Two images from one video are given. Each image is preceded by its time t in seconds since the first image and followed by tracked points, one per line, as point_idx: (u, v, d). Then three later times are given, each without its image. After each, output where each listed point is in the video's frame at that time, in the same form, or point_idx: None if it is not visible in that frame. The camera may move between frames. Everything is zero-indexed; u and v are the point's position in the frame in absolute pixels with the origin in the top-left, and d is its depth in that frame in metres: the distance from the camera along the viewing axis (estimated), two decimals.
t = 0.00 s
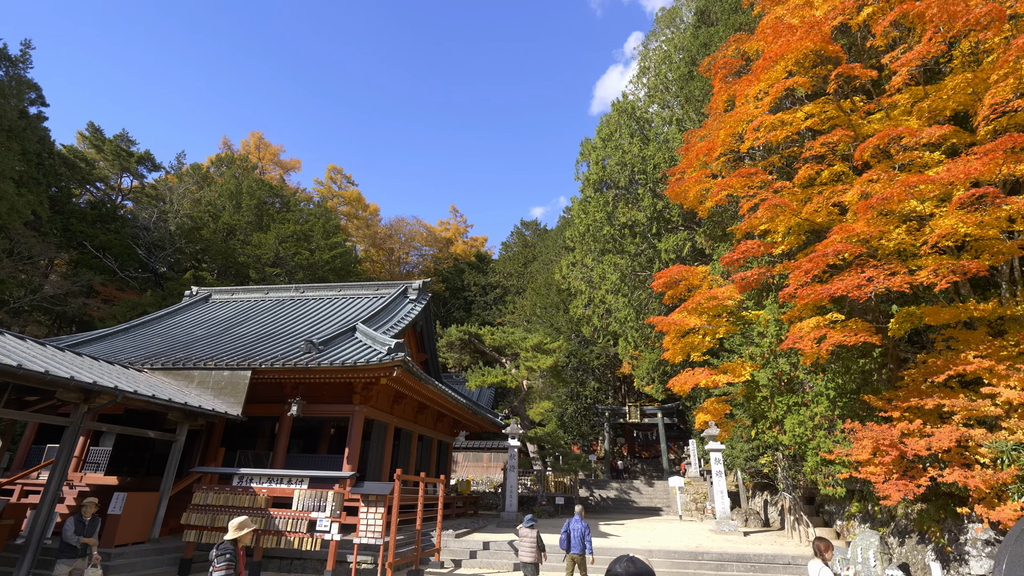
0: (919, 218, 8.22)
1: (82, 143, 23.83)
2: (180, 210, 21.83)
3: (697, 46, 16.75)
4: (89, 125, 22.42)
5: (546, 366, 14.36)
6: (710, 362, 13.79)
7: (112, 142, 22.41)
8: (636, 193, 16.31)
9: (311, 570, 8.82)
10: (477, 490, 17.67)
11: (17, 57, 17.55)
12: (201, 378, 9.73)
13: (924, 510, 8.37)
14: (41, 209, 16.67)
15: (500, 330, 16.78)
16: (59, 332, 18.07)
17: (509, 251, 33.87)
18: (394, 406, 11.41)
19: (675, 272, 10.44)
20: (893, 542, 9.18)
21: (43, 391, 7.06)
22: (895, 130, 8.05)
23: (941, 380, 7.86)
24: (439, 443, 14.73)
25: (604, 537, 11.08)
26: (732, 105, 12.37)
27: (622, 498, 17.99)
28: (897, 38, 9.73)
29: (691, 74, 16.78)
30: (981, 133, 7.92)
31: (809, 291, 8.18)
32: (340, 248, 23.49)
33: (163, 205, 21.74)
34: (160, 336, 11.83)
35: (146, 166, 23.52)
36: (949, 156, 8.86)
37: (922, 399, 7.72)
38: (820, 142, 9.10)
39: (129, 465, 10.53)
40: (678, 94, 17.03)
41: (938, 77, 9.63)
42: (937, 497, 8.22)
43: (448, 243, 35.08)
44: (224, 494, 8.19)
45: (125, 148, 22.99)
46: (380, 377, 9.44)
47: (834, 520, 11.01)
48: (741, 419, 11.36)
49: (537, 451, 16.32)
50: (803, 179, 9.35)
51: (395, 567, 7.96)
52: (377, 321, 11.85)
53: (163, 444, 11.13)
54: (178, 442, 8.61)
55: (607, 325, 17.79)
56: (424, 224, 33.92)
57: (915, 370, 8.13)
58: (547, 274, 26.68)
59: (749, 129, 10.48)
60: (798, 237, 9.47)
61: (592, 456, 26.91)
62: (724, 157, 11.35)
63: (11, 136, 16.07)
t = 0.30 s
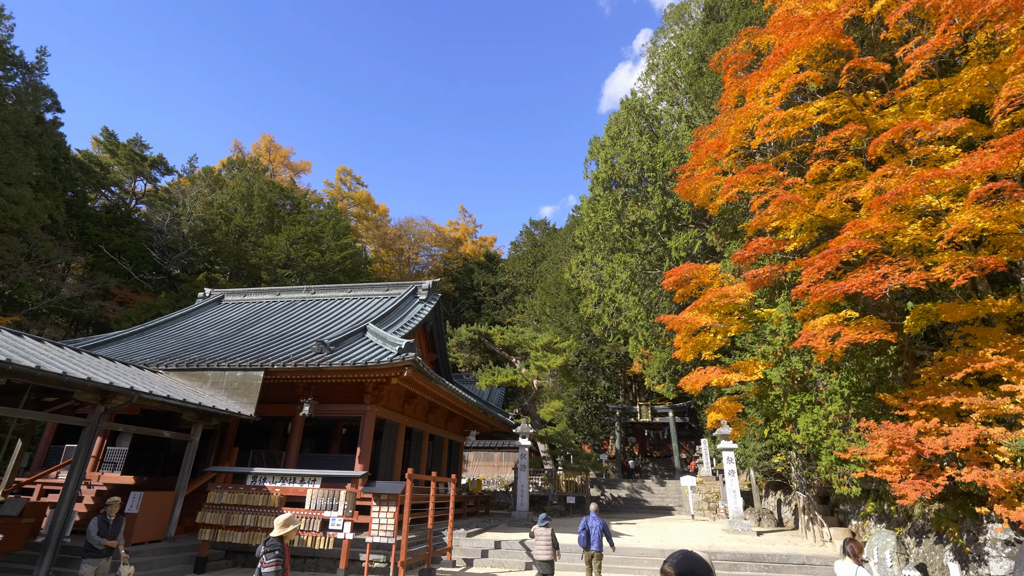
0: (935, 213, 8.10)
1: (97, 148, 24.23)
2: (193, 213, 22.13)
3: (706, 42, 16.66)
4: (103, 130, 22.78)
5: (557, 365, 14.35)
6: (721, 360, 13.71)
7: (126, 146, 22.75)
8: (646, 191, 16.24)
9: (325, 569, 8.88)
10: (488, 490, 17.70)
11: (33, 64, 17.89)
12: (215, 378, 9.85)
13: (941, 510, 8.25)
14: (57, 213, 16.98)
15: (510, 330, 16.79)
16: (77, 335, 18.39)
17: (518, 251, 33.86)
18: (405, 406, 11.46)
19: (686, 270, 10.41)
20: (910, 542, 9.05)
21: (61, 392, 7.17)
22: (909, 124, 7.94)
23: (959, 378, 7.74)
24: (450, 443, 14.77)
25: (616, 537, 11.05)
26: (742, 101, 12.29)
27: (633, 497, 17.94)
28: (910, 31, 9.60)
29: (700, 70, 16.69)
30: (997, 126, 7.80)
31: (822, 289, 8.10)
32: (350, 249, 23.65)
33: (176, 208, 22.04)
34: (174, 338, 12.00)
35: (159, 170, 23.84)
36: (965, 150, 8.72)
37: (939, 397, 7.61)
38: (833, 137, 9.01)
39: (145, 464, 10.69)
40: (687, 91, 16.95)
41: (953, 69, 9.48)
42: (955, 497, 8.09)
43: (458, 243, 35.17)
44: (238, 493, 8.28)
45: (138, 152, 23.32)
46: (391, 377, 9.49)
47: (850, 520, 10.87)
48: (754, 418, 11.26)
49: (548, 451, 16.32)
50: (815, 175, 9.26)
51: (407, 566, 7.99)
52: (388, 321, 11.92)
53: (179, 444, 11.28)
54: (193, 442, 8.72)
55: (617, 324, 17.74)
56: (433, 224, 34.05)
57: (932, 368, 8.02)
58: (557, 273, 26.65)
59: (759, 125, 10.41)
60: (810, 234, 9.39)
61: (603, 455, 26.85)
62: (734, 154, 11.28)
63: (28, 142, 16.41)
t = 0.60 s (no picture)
0: (952, 207, 7.97)
1: (111, 152, 24.61)
2: (205, 215, 22.39)
3: (716, 37, 16.52)
4: (118, 134, 23.12)
5: (567, 364, 14.34)
6: (734, 358, 13.61)
7: (139, 150, 23.08)
8: (656, 188, 16.17)
9: (339, 567, 8.91)
10: (499, 488, 17.75)
11: (49, 71, 18.22)
12: (228, 378, 9.96)
13: (960, 509, 8.13)
14: (74, 217, 17.29)
15: (520, 329, 16.80)
16: (93, 336, 18.69)
17: (528, 250, 33.83)
18: (416, 405, 11.52)
19: (697, 267, 10.36)
20: (928, 541, 8.92)
21: (80, 393, 7.30)
22: (925, 116, 7.82)
23: (978, 375, 7.61)
24: (461, 442, 14.82)
25: (627, 536, 11.01)
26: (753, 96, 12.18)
27: (645, 496, 17.88)
28: (926, 22, 9.44)
29: (710, 66, 16.57)
30: (1016, 118, 7.65)
31: (836, 285, 8.00)
32: (360, 250, 23.79)
33: (189, 211, 22.36)
34: (189, 339, 12.16)
35: (172, 173, 24.16)
36: (983, 143, 8.57)
37: (957, 395, 7.48)
38: (846, 131, 8.90)
39: (161, 464, 10.85)
40: (697, 86, 16.84)
41: (970, 61, 9.31)
42: (974, 496, 7.97)
43: (467, 243, 35.23)
44: (253, 492, 8.36)
45: (152, 156, 23.66)
46: (403, 377, 9.53)
47: (866, 519, 10.75)
48: (767, 416, 11.17)
49: (559, 450, 16.31)
50: (828, 170, 9.15)
51: (419, 564, 8.02)
52: (399, 321, 11.98)
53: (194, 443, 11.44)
54: (208, 441, 8.82)
55: (628, 322, 17.67)
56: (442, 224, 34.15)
57: (950, 365, 7.89)
58: (567, 272, 26.61)
59: (771, 120, 10.32)
60: (823, 230, 9.29)
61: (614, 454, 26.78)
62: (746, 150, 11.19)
63: (45, 147, 16.73)
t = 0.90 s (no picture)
0: (970, 202, 7.84)
1: (126, 156, 24.98)
2: (218, 217, 22.67)
3: (727, 32, 16.37)
4: (132, 138, 23.48)
5: (578, 363, 14.31)
6: (746, 356, 13.50)
7: (154, 153, 23.41)
8: (666, 186, 16.08)
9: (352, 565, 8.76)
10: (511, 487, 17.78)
11: (66, 76, 18.56)
12: (242, 378, 10.08)
13: (980, 509, 7.99)
14: (91, 220, 17.60)
15: (531, 328, 16.79)
16: (110, 337, 19.00)
17: (538, 249, 33.79)
18: (428, 404, 11.57)
19: (709, 265, 10.29)
20: (946, 542, 8.79)
21: (98, 393, 7.42)
22: (942, 110, 7.69)
23: (998, 373, 7.47)
24: (472, 441, 14.86)
25: (639, 535, 10.98)
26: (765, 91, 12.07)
27: (657, 495, 17.81)
28: (942, 14, 9.28)
29: (720, 61, 16.44)
30: None
31: (851, 282, 7.89)
32: (371, 250, 23.94)
33: (203, 213, 22.66)
34: (203, 339, 12.32)
35: (186, 176, 24.49)
36: (1002, 136, 8.40)
37: (976, 393, 7.35)
38: (861, 126, 8.78)
39: (178, 462, 11.00)
40: (708, 83, 16.73)
41: (989, 53, 9.14)
42: (995, 495, 7.84)
43: (477, 242, 35.29)
44: (267, 490, 8.46)
45: (166, 159, 23.99)
46: (414, 376, 9.58)
47: (883, 519, 10.60)
48: (781, 415, 11.07)
49: (570, 449, 16.29)
50: (843, 165, 9.04)
51: (432, 562, 8.05)
52: (410, 320, 12.05)
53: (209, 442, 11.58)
54: (223, 440, 8.92)
55: (639, 320, 17.58)
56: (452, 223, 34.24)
57: (969, 363, 7.75)
58: (577, 270, 26.54)
59: (784, 116, 10.22)
60: (837, 226, 9.18)
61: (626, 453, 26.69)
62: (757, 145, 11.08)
63: (63, 151, 17.05)
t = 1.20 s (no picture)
0: (990, 197, 7.69)
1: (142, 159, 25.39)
2: (232, 218, 22.96)
3: (739, 27, 16.20)
4: (148, 141, 23.85)
5: (589, 361, 14.29)
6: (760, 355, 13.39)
7: (168, 156, 23.76)
8: (678, 183, 15.99)
9: (366, 562, 8.79)
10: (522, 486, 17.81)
11: (83, 81, 18.90)
12: (257, 377, 10.20)
13: (1001, 510, 7.85)
14: (108, 222, 17.93)
15: (542, 327, 16.78)
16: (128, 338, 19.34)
17: (548, 247, 33.76)
18: (440, 403, 11.62)
19: (722, 262, 10.22)
20: (966, 543, 8.66)
21: (116, 392, 7.56)
22: (961, 103, 7.55)
23: (1019, 371, 7.33)
24: (484, 440, 14.90)
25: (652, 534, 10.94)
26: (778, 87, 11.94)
27: (669, 494, 17.75)
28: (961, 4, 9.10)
29: (732, 57, 16.31)
30: None
31: (867, 279, 7.78)
32: (382, 250, 24.09)
33: (217, 214, 22.96)
34: (218, 339, 12.48)
35: (200, 177, 24.83)
36: None
37: (996, 391, 7.22)
38: (877, 120, 8.66)
39: (194, 460, 11.16)
40: (720, 79, 16.59)
41: (1009, 44, 8.96)
42: (1016, 496, 7.69)
43: (487, 241, 35.35)
44: (282, 488, 8.56)
45: (180, 161, 24.34)
46: (426, 375, 9.62)
47: (901, 519, 10.46)
48: (795, 414, 10.97)
49: (582, 447, 16.27)
50: (858, 160, 8.91)
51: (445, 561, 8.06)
52: (421, 320, 12.10)
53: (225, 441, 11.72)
54: (238, 438, 9.03)
55: (651, 319, 17.50)
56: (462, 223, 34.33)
57: (989, 361, 7.61)
58: (588, 269, 26.48)
59: (798, 111, 10.11)
60: (852, 222, 9.07)
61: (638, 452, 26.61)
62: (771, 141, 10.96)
63: (81, 154, 17.38)
